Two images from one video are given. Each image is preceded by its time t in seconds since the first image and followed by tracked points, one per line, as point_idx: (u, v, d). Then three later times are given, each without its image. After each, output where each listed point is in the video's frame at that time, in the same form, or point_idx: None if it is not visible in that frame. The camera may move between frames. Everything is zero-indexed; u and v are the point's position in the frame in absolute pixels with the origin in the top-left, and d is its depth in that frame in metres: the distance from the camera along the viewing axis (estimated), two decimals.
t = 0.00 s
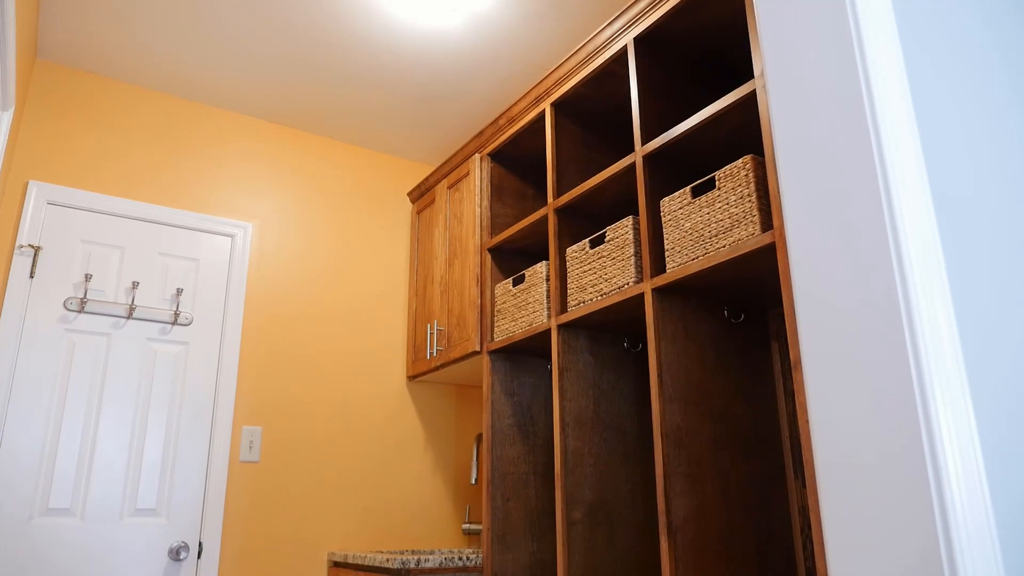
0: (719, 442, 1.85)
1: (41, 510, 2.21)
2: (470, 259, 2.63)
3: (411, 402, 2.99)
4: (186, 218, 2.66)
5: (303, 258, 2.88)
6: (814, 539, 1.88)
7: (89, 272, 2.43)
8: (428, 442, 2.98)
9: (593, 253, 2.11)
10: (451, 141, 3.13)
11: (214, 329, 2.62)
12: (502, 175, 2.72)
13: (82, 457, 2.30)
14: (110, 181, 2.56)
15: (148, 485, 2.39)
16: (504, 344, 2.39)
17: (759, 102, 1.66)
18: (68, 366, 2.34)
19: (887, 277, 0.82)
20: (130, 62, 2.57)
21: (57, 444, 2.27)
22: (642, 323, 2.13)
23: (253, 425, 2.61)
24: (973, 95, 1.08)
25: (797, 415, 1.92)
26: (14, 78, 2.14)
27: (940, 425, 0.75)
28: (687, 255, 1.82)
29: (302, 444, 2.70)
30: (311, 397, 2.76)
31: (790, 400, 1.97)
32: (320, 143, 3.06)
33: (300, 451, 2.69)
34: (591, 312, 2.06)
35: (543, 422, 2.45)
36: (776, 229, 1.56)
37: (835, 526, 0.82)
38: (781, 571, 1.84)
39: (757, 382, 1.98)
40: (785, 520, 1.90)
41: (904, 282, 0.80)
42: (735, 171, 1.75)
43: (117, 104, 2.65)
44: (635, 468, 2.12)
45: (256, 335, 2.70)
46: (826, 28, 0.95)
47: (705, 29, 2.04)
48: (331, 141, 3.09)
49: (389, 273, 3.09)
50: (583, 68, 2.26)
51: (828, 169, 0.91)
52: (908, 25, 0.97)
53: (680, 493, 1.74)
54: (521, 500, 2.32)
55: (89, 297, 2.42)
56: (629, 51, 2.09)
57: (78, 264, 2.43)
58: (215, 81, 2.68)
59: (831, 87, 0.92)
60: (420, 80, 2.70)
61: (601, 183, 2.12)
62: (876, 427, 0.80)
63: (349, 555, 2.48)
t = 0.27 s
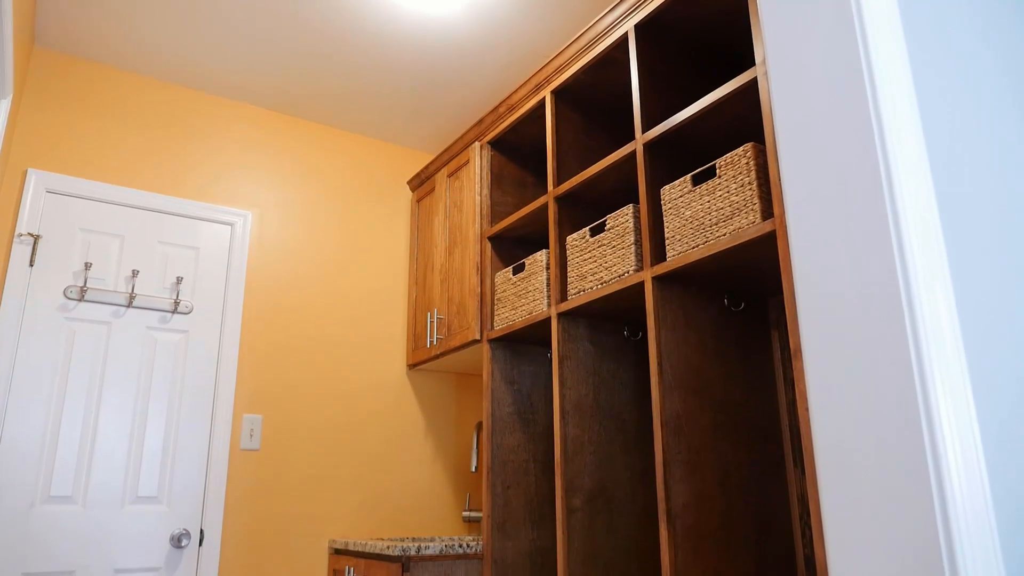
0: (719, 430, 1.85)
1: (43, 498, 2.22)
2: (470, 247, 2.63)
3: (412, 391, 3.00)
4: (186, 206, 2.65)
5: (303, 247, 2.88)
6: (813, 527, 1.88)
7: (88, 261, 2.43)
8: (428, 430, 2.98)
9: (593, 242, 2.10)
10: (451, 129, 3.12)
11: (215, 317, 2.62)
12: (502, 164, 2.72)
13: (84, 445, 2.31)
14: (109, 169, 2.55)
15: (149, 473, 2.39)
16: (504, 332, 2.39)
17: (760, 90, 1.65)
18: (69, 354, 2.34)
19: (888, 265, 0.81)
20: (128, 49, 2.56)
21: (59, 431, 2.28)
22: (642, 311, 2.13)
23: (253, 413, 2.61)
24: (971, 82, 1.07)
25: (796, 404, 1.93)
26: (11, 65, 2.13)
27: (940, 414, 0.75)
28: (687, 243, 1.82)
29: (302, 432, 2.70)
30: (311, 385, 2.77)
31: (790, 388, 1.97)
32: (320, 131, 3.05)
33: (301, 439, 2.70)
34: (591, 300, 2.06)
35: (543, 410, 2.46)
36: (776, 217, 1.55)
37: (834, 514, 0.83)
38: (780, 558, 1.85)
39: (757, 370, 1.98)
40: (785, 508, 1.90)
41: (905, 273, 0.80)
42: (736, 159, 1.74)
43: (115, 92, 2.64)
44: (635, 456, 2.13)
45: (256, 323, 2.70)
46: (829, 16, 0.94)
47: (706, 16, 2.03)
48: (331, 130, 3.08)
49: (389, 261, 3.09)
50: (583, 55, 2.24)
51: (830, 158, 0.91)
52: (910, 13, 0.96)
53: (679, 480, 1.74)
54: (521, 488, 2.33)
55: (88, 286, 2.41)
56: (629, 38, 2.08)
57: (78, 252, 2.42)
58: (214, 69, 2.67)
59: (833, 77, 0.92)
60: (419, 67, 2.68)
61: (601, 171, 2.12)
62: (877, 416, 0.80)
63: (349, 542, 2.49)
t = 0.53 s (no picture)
0: (717, 418, 1.85)
1: (44, 485, 2.23)
2: (469, 235, 2.62)
3: (411, 378, 3.00)
4: (184, 194, 2.64)
5: (302, 234, 2.88)
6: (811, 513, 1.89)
7: (87, 248, 2.43)
8: (428, 418, 2.99)
9: (593, 229, 2.10)
10: (450, 116, 3.10)
11: (214, 304, 2.62)
12: (502, 151, 2.71)
13: (84, 432, 2.32)
14: (107, 156, 2.54)
15: (150, 460, 2.40)
16: (504, 320, 2.39)
17: (761, 76, 1.64)
18: (68, 342, 2.34)
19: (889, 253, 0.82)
20: (125, 35, 2.54)
21: (59, 419, 2.29)
22: (642, 298, 2.13)
23: (253, 400, 2.62)
24: (971, 69, 1.07)
25: (795, 391, 1.93)
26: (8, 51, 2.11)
27: (939, 402, 0.76)
28: (687, 230, 1.81)
29: (302, 419, 2.71)
30: (311, 373, 2.77)
31: (789, 375, 1.97)
32: (318, 118, 3.03)
33: (300, 426, 2.70)
34: (591, 288, 2.06)
35: (542, 397, 2.46)
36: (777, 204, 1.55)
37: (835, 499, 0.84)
38: (778, 544, 1.86)
39: (756, 357, 1.98)
40: (783, 494, 1.91)
41: (907, 262, 0.80)
42: (736, 145, 1.73)
43: (113, 78, 2.62)
44: (634, 443, 2.14)
45: (256, 311, 2.70)
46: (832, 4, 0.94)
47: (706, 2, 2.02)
48: (329, 117, 3.06)
49: (388, 249, 3.08)
50: (583, 41, 2.23)
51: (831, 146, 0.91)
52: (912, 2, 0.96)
53: (678, 467, 1.75)
54: (520, 475, 2.33)
55: (88, 274, 2.41)
56: (629, 24, 2.07)
57: (77, 240, 2.42)
58: (212, 55, 2.65)
59: (835, 65, 0.92)
60: (418, 54, 2.67)
61: (601, 159, 2.11)
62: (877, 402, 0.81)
63: (350, 529, 2.50)
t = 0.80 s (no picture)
0: (717, 408, 1.86)
1: (45, 475, 2.24)
2: (469, 226, 2.61)
3: (411, 369, 3.00)
4: (184, 185, 2.64)
5: (301, 225, 2.87)
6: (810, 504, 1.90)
7: (86, 239, 2.42)
8: (428, 408, 2.99)
9: (593, 220, 2.09)
10: (449, 106, 3.09)
11: (214, 295, 2.62)
12: (502, 141, 2.70)
13: (85, 423, 2.32)
14: (106, 147, 2.54)
15: (150, 450, 2.41)
16: (504, 311, 2.39)
17: (762, 66, 1.63)
18: (68, 332, 2.35)
19: (889, 244, 0.82)
20: (122, 25, 2.53)
21: (59, 410, 2.29)
22: (642, 289, 2.13)
23: (253, 391, 2.62)
24: (971, 61, 1.07)
25: (795, 381, 1.93)
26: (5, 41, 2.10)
27: (939, 395, 0.76)
28: (687, 221, 1.81)
29: (302, 410, 2.71)
30: (311, 364, 2.77)
31: (789, 366, 1.97)
32: (317, 109, 3.02)
33: (299, 417, 2.70)
34: (590, 279, 2.05)
35: (542, 388, 2.46)
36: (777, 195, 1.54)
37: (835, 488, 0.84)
38: (777, 534, 1.87)
39: (756, 348, 1.98)
40: (782, 485, 1.91)
41: (908, 256, 0.80)
42: (736, 136, 1.73)
43: (111, 68, 2.61)
44: (633, 433, 2.14)
45: (256, 302, 2.70)
46: None
47: None
48: (329, 107, 3.05)
49: (388, 240, 3.08)
50: (583, 31, 2.22)
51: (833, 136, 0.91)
52: None
53: (676, 457, 1.75)
54: (520, 466, 2.34)
55: (87, 265, 2.41)
56: (630, 14, 2.06)
57: (76, 231, 2.42)
58: (211, 46, 2.64)
59: (837, 53, 0.92)
60: (418, 44, 2.65)
61: (601, 149, 2.10)
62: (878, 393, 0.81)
63: (350, 520, 2.51)
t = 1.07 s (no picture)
0: (716, 398, 1.86)
1: (46, 465, 2.24)
2: (469, 215, 2.61)
3: (411, 359, 3.01)
4: (183, 174, 2.63)
5: (301, 215, 2.87)
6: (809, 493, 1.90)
7: (86, 229, 2.42)
8: (428, 398, 3.00)
9: (593, 209, 2.09)
10: (449, 95, 3.08)
11: (214, 285, 2.62)
12: (502, 131, 2.69)
13: (85, 413, 2.32)
14: (105, 136, 2.53)
15: (151, 440, 2.41)
16: (504, 300, 2.39)
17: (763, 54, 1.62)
18: (68, 322, 2.34)
19: (891, 240, 0.85)
20: (120, 14, 2.51)
21: (59, 400, 2.29)
22: (642, 279, 2.13)
23: (253, 380, 2.63)
24: (972, 51, 1.07)
25: (794, 370, 1.93)
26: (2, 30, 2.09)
27: (938, 383, 0.79)
28: (687, 211, 1.81)
29: (302, 400, 2.72)
30: (311, 353, 2.77)
31: (789, 355, 1.98)
32: (316, 98, 3.01)
33: (299, 406, 2.71)
34: (590, 269, 2.05)
35: (542, 377, 2.47)
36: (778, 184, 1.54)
37: (839, 475, 0.87)
38: (776, 523, 1.87)
39: (756, 338, 1.99)
40: (781, 474, 1.92)
41: (908, 249, 0.83)
42: (737, 125, 1.72)
43: (109, 57, 2.60)
44: (633, 423, 2.14)
45: (255, 291, 2.70)
46: None
47: None
48: (328, 96, 3.04)
49: (388, 229, 3.08)
50: (583, 19, 2.21)
51: (839, 133, 0.93)
52: None
53: (676, 446, 1.75)
54: (520, 455, 2.34)
55: (87, 254, 2.41)
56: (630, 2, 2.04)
57: (75, 221, 2.41)
58: (210, 35, 2.63)
59: (844, 50, 0.94)
60: (417, 33, 2.64)
61: (602, 138, 2.10)
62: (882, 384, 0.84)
63: (351, 509, 2.52)
